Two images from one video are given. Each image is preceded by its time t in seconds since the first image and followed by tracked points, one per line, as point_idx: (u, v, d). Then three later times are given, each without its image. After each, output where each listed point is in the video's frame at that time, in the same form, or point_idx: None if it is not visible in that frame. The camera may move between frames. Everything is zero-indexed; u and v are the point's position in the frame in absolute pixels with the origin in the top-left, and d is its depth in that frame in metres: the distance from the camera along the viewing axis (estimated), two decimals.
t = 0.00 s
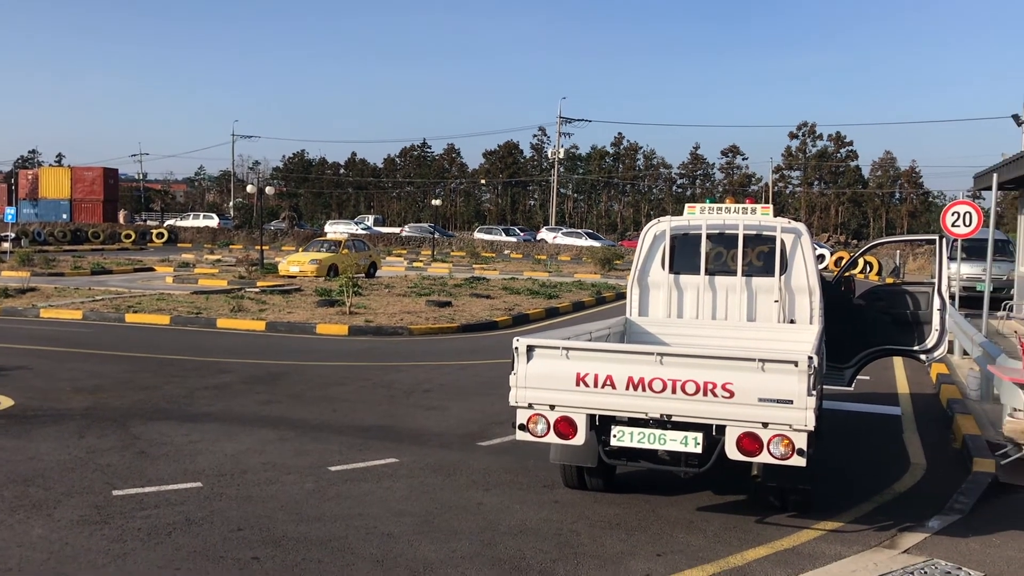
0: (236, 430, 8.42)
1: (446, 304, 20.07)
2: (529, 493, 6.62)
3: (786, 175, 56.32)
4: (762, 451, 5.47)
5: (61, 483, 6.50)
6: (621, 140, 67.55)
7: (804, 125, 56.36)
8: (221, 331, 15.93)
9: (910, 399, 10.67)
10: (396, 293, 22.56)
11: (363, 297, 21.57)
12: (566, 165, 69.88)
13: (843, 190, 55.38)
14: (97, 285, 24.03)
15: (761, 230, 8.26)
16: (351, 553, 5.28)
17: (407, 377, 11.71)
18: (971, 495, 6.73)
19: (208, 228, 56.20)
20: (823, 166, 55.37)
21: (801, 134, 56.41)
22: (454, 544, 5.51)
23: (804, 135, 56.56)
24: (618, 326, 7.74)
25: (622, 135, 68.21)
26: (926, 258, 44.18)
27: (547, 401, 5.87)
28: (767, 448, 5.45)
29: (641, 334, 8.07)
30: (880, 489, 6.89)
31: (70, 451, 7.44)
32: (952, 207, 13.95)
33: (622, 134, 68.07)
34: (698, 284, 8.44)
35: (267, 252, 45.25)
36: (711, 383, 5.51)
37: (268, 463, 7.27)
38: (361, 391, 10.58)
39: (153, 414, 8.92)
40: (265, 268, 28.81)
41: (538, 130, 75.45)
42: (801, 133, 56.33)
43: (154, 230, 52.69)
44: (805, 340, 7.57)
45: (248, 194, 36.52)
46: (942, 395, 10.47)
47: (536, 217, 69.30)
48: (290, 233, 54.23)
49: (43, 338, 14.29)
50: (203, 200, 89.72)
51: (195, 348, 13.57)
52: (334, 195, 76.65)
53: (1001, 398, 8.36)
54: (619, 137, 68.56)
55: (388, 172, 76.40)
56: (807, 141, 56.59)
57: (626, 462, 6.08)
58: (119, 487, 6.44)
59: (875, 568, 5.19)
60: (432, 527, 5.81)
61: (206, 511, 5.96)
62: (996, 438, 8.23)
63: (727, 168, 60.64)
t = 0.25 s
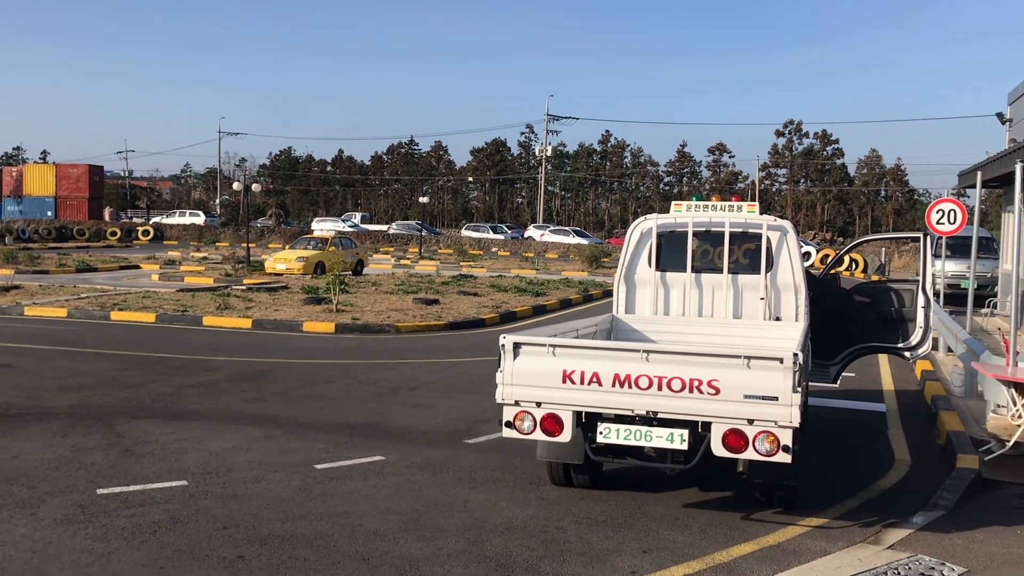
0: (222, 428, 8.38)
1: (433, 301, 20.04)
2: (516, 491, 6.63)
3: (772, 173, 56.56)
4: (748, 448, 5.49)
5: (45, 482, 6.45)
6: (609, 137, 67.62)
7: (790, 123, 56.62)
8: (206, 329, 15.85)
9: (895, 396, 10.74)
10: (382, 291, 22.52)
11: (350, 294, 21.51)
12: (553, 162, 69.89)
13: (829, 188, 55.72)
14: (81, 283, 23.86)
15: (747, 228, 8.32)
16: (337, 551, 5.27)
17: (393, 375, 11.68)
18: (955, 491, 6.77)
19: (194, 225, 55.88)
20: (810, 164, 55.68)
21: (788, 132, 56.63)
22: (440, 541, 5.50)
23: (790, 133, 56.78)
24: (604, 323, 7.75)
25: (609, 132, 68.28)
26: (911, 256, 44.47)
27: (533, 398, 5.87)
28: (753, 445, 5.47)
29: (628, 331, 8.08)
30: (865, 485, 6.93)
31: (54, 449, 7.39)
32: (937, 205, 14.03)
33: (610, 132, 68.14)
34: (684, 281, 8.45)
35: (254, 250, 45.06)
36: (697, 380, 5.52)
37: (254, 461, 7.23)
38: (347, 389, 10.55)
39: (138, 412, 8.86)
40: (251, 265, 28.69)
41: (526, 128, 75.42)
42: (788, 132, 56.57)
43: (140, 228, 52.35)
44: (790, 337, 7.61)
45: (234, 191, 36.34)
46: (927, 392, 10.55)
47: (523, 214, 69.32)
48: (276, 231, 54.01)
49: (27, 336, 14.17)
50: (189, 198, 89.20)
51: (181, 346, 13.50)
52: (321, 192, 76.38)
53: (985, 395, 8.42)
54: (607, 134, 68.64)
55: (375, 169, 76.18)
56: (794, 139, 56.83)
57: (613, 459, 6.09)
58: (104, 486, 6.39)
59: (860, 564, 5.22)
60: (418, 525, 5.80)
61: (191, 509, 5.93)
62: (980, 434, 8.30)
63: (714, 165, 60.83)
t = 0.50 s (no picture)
0: (205, 428, 8.32)
1: (418, 301, 19.98)
2: (501, 490, 6.61)
3: (757, 172, 56.81)
4: (732, 446, 5.50)
5: (25, 483, 6.38)
6: (594, 136, 67.68)
7: (774, 122, 56.86)
8: (190, 328, 15.74)
9: (879, 394, 10.82)
10: (367, 290, 22.43)
11: (335, 294, 21.42)
12: (539, 161, 69.87)
13: (813, 187, 56.06)
14: (63, 283, 23.64)
15: (731, 226, 8.32)
16: (321, 552, 5.24)
17: (378, 374, 11.64)
18: (937, 488, 6.82)
19: (177, 225, 55.49)
20: (794, 163, 55.99)
21: (772, 131, 56.89)
22: (425, 541, 5.48)
23: (774, 132, 57.02)
24: (589, 322, 7.75)
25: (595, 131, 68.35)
26: (895, 254, 44.77)
27: (518, 397, 5.86)
28: (736, 443, 5.48)
29: (613, 330, 8.09)
30: (848, 483, 6.97)
31: (35, 450, 7.31)
32: (919, 204, 14.12)
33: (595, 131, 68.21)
34: (669, 280, 8.48)
35: (238, 249, 44.82)
36: (681, 378, 5.53)
37: (238, 462, 7.18)
38: (332, 389, 10.50)
39: (120, 413, 8.79)
40: (235, 265, 28.53)
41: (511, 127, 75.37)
42: (773, 130, 56.81)
43: (123, 227, 51.94)
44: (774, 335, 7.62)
45: (218, 190, 36.11)
46: (910, 389, 10.63)
47: (509, 213, 69.30)
48: (261, 230, 53.74)
49: (8, 337, 14.03)
50: (173, 197, 88.60)
51: (164, 346, 13.39)
52: (305, 191, 76.04)
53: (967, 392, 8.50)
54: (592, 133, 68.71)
55: (360, 167, 75.93)
56: (778, 137, 57.07)
57: (597, 458, 6.09)
58: (85, 487, 6.33)
59: (843, 561, 5.24)
60: (403, 525, 5.78)
61: (173, 511, 5.88)
62: (962, 432, 8.37)
63: (699, 164, 61.02)
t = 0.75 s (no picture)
0: (191, 429, 8.26)
1: (405, 301, 19.92)
2: (488, 490, 6.60)
3: (743, 171, 57.05)
4: (719, 445, 5.50)
5: (7, 487, 6.31)
6: (581, 135, 67.74)
7: (761, 121, 57.10)
8: (175, 329, 15.64)
9: (865, 392, 10.86)
10: (354, 290, 22.37)
11: (322, 294, 21.34)
12: (526, 161, 69.85)
13: (799, 186, 56.34)
14: (47, 284, 23.45)
15: (717, 226, 8.35)
16: (308, 553, 5.20)
17: (365, 375, 11.60)
18: (923, 485, 6.85)
19: (164, 225, 55.14)
20: (780, 162, 56.29)
21: (758, 130, 57.10)
22: (412, 542, 5.46)
23: (760, 131, 57.23)
24: (576, 321, 7.75)
25: (582, 131, 68.41)
26: (880, 253, 45.04)
27: (505, 397, 5.84)
28: (723, 442, 5.49)
29: (600, 329, 8.10)
30: (834, 481, 6.99)
31: (18, 453, 7.24)
32: (905, 202, 14.19)
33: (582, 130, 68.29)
34: (655, 279, 8.49)
35: (225, 250, 44.61)
36: (667, 377, 5.54)
37: (224, 464, 7.14)
38: (319, 390, 10.45)
39: (105, 415, 8.71)
40: (221, 265, 28.39)
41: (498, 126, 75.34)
42: (759, 130, 57.05)
43: (108, 228, 51.58)
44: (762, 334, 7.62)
45: (204, 191, 35.90)
46: (896, 387, 10.68)
47: (496, 213, 69.31)
48: (247, 230, 53.51)
49: None
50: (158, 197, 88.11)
51: (149, 347, 13.29)
52: (292, 191, 75.75)
53: (952, 390, 8.55)
54: (579, 133, 68.80)
55: (347, 167, 75.71)
56: (764, 137, 57.31)
57: (585, 457, 6.09)
58: (69, 490, 6.27)
59: (830, 560, 5.25)
60: (390, 526, 5.76)
61: (159, 513, 5.83)
62: (948, 429, 8.43)
63: (686, 164, 61.20)
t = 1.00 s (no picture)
0: (175, 432, 8.21)
1: (391, 301, 19.86)
2: (475, 491, 6.59)
3: (728, 171, 57.29)
4: (704, 444, 5.51)
5: None
6: (567, 135, 67.82)
7: (745, 121, 57.34)
8: (160, 331, 15.54)
9: (850, 390, 10.93)
10: (340, 291, 22.30)
11: (307, 295, 21.25)
12: (512, 160, 69.82)
13: (784, 185, 56.63)
14: (30, 286, 23.24)
15: (701, 225, 8.38)
16: (293, 556, 5.18)
17: (351, 376, 11.56)
18: (907, 482, 6.89)
19: (148, 226, 54.78)
20: (764, 162, 56.54)
21: (743, 129, 57.33)
22: (397, 544, 5.44)
23: (745, 130, 57.48)
24: (562, 321, 7.75)
25: (567, 131, 68.49)
26: (864, 251, 45.30)
27: (490, 398, 5.83)
28: (708, 441, 5.50)
29: (586, 329, 8.09)
30: (819, 479, 7.02)
31: None
32: (888, 201, 14.28)
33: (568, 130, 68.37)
34: (640, 279, 8.50)
35: (210, 251, 44.37)
36: (652, 377, 5.54)
37: (208, 466, 7.09)
38: (304, 391, 10.41)
39: (88, 418, 8.64)
40: (206, 266, 28.22)
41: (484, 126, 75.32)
42: (744, 129, 57.30)
43: (92, 229, 51.20)
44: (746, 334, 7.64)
45: (188, 191, 35.69)
46: (880, 385, 10.75)
47: (483, 213, 69.29)
48: (232, 231, 53.24)
49: None
50: (143, 198, 87.51)
51: (133, 349, 13.19)
52: (277, 192, 75.43)
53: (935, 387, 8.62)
54: (565, 133, 68.89)
55: (332, 167, 75.43)
56: (749, 136, 57.56)
57: (570, 457, 6.09)
58: (51, 494, 6.21)
59: (815, 558, 5.27)
60: (375, 527, 5.73)
61: (142, 516, 5.78)
62: (931, 426, 8.48)
63: (672, 164, 61.38)
